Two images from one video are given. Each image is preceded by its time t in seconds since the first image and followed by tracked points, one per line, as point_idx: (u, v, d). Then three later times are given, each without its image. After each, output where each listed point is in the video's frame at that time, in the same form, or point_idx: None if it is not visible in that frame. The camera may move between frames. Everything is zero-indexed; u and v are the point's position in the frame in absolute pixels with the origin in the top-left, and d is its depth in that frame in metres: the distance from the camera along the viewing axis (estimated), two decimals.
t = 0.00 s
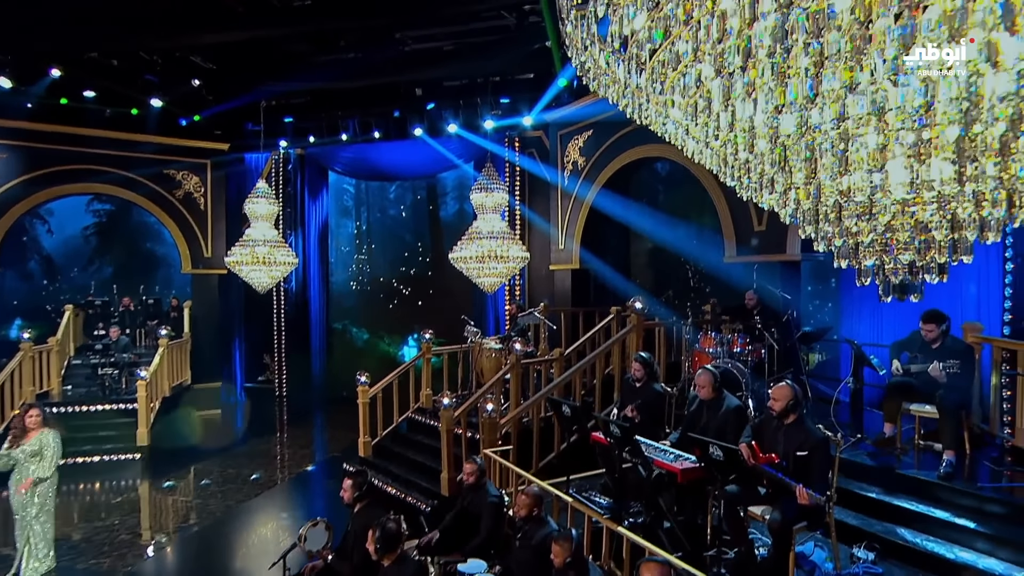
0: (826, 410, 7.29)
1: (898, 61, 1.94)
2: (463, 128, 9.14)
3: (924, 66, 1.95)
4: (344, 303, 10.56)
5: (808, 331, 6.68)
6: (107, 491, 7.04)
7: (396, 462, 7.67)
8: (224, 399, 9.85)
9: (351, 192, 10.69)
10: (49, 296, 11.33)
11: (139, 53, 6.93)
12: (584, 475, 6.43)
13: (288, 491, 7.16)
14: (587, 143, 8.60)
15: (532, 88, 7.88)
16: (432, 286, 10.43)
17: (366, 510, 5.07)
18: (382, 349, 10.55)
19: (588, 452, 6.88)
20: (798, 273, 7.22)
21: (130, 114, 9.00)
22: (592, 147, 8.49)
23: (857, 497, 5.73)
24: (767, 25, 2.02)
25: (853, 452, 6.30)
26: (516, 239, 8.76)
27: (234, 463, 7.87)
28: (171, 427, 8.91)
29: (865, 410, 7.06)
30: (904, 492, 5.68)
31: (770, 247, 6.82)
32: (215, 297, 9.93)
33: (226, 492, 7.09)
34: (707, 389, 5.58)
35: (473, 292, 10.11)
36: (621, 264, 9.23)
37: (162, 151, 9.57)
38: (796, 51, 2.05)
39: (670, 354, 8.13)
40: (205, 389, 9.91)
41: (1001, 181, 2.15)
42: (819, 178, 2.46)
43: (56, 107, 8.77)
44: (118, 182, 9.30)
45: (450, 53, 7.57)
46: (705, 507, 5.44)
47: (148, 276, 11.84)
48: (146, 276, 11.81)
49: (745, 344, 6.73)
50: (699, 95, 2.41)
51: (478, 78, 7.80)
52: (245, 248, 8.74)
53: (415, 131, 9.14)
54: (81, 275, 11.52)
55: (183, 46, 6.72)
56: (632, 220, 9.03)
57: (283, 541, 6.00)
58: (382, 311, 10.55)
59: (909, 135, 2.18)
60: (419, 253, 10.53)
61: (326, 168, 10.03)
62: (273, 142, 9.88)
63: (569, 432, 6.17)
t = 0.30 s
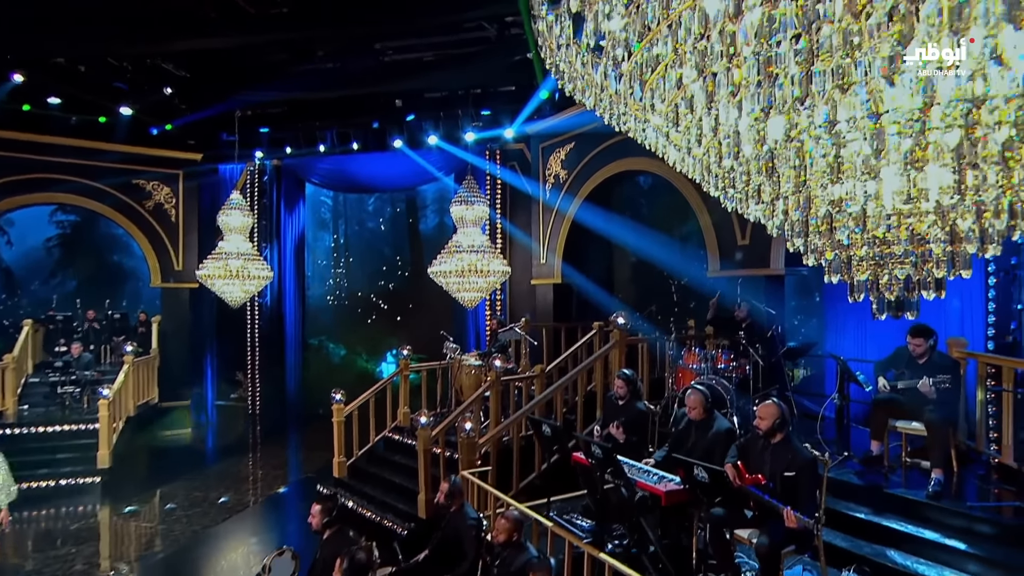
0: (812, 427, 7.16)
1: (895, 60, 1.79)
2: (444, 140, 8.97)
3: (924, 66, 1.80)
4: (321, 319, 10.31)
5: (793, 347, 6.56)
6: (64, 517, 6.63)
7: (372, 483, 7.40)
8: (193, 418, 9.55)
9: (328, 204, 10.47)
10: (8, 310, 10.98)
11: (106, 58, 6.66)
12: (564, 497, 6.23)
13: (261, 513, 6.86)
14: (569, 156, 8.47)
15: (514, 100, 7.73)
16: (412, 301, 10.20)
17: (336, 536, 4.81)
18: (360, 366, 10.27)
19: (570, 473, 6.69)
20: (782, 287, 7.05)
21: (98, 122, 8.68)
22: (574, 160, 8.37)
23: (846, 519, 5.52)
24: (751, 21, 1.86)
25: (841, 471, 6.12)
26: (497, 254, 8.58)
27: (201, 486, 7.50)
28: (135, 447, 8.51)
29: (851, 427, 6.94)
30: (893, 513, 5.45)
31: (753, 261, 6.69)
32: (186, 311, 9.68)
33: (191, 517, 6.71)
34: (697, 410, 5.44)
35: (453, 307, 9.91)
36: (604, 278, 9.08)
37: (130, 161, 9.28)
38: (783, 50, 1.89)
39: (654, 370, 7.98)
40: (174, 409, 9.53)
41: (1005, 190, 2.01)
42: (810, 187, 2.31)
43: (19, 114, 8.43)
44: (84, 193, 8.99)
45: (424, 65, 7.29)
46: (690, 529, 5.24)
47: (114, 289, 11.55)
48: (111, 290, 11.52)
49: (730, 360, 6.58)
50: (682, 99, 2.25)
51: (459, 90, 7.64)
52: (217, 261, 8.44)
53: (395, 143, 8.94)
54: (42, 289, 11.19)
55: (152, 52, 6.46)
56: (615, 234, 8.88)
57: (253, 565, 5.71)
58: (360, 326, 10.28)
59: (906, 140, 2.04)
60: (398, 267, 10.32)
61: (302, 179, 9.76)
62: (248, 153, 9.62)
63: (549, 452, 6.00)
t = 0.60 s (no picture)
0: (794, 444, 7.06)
1: (883, 66, 1.69)
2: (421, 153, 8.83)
3: (912, 72, 1.70)
4: (294, 335, 9.99)
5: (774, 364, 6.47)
6: (13, 547, 6.22)
7: (344, 505, 7.14)
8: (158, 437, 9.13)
9: (303, 217, 10.25)
10: None
11: (70, 65, 6.38)
12: (541, 519, 6.05)
13: (229, 538, 6.54)
14: (548, 170, 8.38)
15: (493, 114, 7.61)
16: (388, 317, 10.00)
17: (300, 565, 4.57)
18: (334, 383, 10.03)
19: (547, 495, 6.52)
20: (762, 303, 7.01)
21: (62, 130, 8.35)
22: (554, 174, 8.27)
23: (830, 540, 5.37)
24: (728, 23, 1.74)
25: (823, 490, 5.99)
26: (475, 269, 8.43)
27: (163, 511, 7.13)
28: (95, 470, 8.16)
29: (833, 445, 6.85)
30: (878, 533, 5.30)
31: (734, 277, 6.61)
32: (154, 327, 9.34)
33: (152, 545, 6.34)
34: (680, 430, 5.30)
35: (430, 323, 9.73)
36: (584, 294, 8.96)
37: (96, 171, 8.98)
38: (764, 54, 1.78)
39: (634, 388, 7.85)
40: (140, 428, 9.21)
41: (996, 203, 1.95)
42: (792, 199, 2.22)
43: None
44: (47, 204, 8.69)
45: (400, 79, 7.29)
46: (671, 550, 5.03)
47: (74, 304, 11.25)
48: (72, 304, 11.21)
49: (710, 377, 6.51)
50: (658, 107, 2.14)
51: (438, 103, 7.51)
52: (186, 275, 8.14)
53: (372, 155, 8.77)
54: None
55: (119, 59, 6.21)
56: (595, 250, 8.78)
57: None
58: (335, 343, 10.04)
59: (893, 150, 1.96)
60: (374, 282, 10.12)
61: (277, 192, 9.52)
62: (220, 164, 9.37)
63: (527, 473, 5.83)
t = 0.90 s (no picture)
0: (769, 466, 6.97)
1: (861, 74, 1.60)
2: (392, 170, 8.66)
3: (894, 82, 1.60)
4: (259, 356, 9.67)
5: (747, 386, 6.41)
6: None
7: (306, 534, 6.83)
8: (109, 465, 8.63)
9: (269, 235, 9.97)
10: None
11: (21, 72, 6.00)
12: (511, 547, 5.82)
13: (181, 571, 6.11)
14: (521, 189, 8.28)
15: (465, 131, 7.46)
16: (357, 338, 9.73)
17: None
18: (300, 406, 9.70)
19: (517, 523, 6.30)
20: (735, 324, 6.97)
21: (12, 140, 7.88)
22: (526, 194, 8.18)
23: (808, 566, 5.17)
24: (697, 26, 1.63)
25: (798, 515, 5.82)
26: (446, 289, 8.26)
27: (112, 546, 6.63)
28: (37, 501, 7.67)
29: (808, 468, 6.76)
30: (854, 559, 5.15)
31: (708, 297, 6.54)
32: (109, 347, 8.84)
33: None
34: (652, 453, 5.16)
35: (400, 344, 9.50)
36: (556, 315, 8.83)
37: (46, 184, 8.42)
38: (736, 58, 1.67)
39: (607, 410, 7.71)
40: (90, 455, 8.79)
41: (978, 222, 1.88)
42: (766, 217, 2.10)
43: None
44: None
45: (378, 92, 7.09)
46: None
47: (23, 323, 10.79)
48: (20, 323, 10.76)
49: (684, 400, 6.36)
50: (624, 117, 2.01)
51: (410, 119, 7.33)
52: (144, 295, 7.79)
53: (341, 172, 8.55)
54: None
55: (75, 68, 5.86)
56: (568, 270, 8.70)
57: None
58: (301, 364, 9.72)
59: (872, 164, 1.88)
60: (342, 301, 9.86)
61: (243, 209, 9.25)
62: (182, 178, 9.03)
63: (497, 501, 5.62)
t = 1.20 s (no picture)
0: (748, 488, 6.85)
1: (839, 86, 1.52)
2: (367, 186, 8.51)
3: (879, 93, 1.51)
4: (226, 375, 9.37)
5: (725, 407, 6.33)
6: None
7: (271, 562, 6.53)
8: (63, 491, 8.31)
9: (240, 251, 9.75)
10: None
11: None
12: None
13: None
14: (497, 206, 8.17)
15: (441, 148, 7.31)
16: (330, 357, 9.49)
17: None
18: (269, 427, 9.41)
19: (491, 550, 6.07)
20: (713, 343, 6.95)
21: None
22: (502, 211, 8.06)
23: None
24: (668, 31, 1.53)
25: (778, 539, 5.64)
26: (421, 307, 8.09)
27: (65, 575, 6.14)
28: None
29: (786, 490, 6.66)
30: None
31: (685, 316, 6.46)
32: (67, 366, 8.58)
33: None
34: (627, 475, 5.01)
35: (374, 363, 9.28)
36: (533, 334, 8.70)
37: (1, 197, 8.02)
38: (709, 65, 1.58)
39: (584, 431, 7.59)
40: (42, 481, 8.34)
41: (964, 240, 1.79)
42: (744, 233, 2.02)
43: None
44: None
45: (352, 106, 6.70)
46: None
47: None
48: None
49: (662, 421, 6.28)
50: (596, 130, 1.92)
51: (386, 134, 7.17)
52: (105, 312, 7.48)
53: (315, 188, 8.36)
54: None
55: (34, 76, 5.56)
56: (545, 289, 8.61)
57: None
58: (271, 384, 9.44)
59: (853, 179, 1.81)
60: (314, 318, 9.63)
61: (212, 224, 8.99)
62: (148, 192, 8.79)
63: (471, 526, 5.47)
